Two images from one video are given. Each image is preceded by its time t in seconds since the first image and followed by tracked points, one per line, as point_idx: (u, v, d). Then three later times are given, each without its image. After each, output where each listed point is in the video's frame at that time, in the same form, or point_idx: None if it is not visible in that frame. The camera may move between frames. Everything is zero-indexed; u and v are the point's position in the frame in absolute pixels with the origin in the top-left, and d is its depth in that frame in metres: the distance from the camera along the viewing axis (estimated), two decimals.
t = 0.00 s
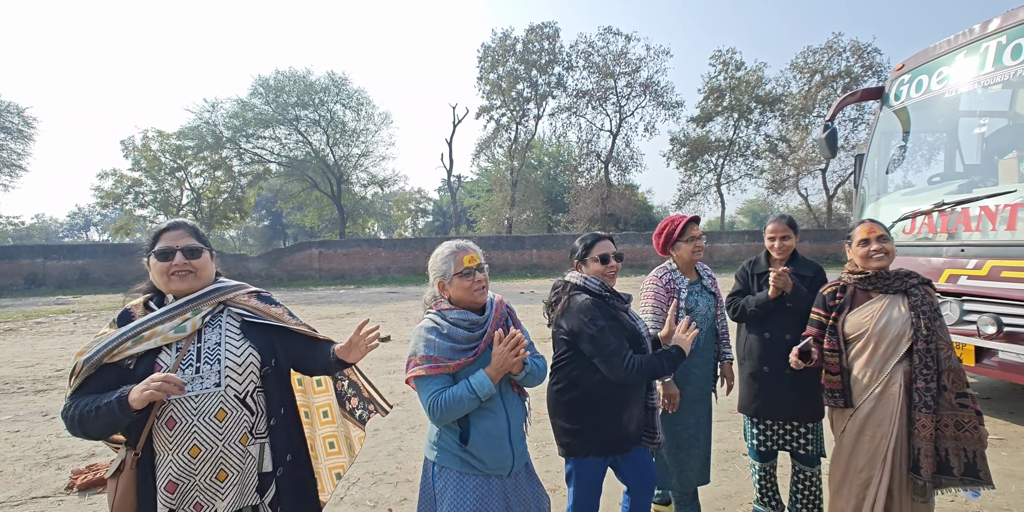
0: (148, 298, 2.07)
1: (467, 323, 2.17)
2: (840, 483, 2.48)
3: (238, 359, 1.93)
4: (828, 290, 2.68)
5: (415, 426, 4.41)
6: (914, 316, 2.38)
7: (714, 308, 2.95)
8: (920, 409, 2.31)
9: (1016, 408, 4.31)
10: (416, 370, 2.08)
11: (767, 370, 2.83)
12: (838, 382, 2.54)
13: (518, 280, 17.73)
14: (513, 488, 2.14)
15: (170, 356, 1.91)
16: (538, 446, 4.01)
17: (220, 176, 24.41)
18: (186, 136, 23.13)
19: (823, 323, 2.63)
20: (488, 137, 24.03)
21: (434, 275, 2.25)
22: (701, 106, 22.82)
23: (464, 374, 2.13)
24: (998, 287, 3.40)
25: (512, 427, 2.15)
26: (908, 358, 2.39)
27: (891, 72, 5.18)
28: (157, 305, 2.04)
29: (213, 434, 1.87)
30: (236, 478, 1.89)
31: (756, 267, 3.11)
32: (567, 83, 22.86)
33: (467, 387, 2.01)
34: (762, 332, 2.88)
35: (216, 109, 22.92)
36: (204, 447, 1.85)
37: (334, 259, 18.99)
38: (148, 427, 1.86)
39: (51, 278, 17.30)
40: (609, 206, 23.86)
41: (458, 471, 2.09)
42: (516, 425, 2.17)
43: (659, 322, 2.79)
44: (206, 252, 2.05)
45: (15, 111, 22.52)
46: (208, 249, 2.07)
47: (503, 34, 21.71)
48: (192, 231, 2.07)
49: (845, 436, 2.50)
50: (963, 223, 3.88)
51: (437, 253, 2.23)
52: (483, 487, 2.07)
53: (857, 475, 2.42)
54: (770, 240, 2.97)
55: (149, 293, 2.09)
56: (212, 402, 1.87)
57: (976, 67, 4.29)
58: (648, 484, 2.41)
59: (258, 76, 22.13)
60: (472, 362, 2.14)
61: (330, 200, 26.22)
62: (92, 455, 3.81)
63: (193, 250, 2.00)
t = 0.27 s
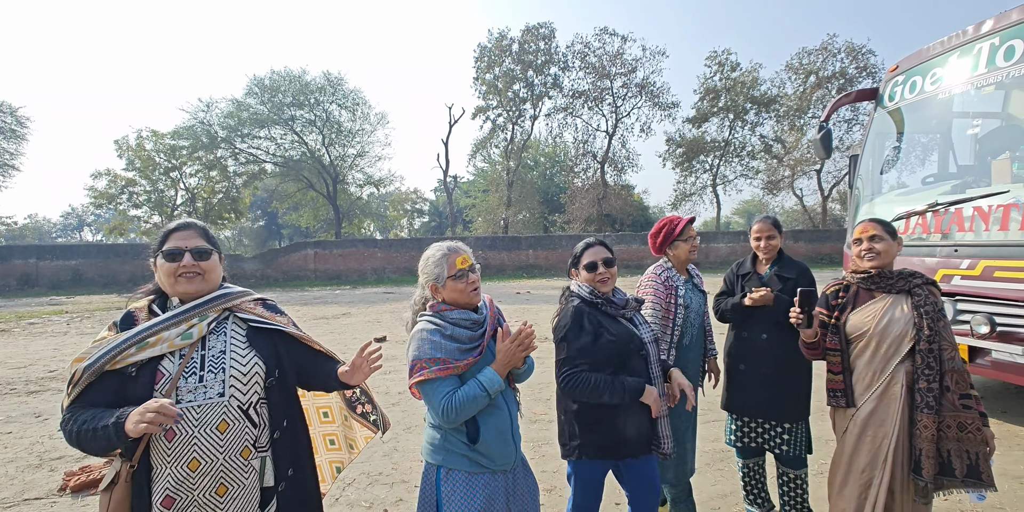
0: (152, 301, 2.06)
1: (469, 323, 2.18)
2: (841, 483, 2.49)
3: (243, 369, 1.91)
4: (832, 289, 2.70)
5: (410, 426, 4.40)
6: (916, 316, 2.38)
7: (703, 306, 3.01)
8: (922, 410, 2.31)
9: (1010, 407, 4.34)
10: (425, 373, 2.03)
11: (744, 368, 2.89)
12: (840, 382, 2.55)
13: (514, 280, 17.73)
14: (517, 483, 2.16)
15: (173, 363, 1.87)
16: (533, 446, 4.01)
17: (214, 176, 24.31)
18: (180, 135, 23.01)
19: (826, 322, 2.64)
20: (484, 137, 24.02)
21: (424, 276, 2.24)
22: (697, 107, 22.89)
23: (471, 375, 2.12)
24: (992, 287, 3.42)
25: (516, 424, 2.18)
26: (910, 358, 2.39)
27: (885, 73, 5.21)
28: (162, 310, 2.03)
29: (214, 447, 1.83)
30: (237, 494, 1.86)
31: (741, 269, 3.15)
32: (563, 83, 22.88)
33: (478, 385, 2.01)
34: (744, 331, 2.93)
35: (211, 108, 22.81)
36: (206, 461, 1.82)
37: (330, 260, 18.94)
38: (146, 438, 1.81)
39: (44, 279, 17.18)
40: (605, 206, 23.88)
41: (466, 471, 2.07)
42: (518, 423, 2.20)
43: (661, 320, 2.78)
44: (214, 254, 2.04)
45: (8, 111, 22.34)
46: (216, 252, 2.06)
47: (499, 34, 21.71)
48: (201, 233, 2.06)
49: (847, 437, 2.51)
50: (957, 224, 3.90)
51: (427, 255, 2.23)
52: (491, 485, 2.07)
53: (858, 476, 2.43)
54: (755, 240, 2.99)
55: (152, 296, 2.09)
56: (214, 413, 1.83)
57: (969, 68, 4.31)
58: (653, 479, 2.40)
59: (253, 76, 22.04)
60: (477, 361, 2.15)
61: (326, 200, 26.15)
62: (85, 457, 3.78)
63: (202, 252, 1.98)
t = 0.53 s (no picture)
0: (149, 307, 2.05)
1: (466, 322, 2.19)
2: (840, 484, 2.49)
3: (233, 386, 1.88)
4: (835, 288, 2.75)
5: (406, 426, 4.39)
6: (917, 317, 2.39)
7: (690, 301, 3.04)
8: (920, 411, 2.33)
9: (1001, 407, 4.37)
10: (427, 376, 1.98)
11: (729, 367, 2.91)
12: (839, 382, 2.57)
13: (510, 280, 17.73)
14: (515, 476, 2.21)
15: (162, 373, 1.85)
16: (527, 445, 4.01)
17: (209, 176, 24.20)
18: (174, 135, 22.88)
19: (827, 323, 2.67)
20: (480, 137, 24.01)
21: (414, 276, 2.22)
22: (692, 107, 22.95)
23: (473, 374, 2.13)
24: (983, 287, 3.44)
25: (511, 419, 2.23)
26: (910, 359, 2.40)
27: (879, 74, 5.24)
28: (162, 318, 2.00)
29: (197, 462, 1.79)
30: None
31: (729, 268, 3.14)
32: (559, 83, 22.89)
33: (480, 384, 2.02)
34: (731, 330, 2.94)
35: (205, 107, 22.69)
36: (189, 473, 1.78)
37: (326, 260, 18.89)
38: (125, 451, 1.77)
39: (36, 279, 17.05)
40: (600, 206, 23.90)
41: (472, 469, 2.07)
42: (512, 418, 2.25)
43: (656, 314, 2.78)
44: (217, 263, 2.04)
45: None
46: (219, 260, 2.05)
47: (495, 35, 21.70)
48: (203, 242, 2.07)
49: (845, 437, 2.51)
50: (949, 223, 3.92)
51: (420, 255, 2.22)
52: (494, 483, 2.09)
53: (856, 477, 2.44)
54: (742, 240, 2.99)
55: (153, 301, 2.08)
56: (198, 427, 1.80)
57: (961, 69, 4.34)
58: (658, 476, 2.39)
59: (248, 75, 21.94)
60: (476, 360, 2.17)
61: (321, 200, 26.08)
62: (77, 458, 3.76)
63: (206, 261, 1.98)
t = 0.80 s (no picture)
0: (128, 294, 1.99)
1: (461, 321, 2.18)
2: (844, 482, 2.49)
3: (199, 382, 1.80)
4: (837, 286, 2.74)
5: (402, 425, 4.38)
6: (921, 314, 2.39)
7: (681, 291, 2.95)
8: (926, 408, 2.34)
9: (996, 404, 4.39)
10: (421, 376, 1.98)
11: (721, 366, 2.92)
12: (844, 380, 2.58)
13: (507, 279, 17.75)
14: (512, 475, 2.20)
15: (129, 362, 1.80)
16: (523, 443, 4.01)
17: (205, 175, 24.11)
18: (170, 134, 22.79)
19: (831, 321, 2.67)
20: (477, 136, 23.98)
21: (406, 275, 2.22)
22: (689, 106, 22.96)
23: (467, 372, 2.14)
24: (977, 285, 3.45)
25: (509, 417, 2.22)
26: (914, 356, 2.41)
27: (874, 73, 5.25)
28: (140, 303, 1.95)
29: (163, 461, 1.74)
30: None
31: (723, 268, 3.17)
32: (556, 82, 22.87)
33: (474, 383, 2.01)
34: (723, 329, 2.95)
35: (201, 106, 22.62)
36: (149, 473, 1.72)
37: (323, 259, 18.85)
38: (88, 440, 1.75)
39: (31, 279, 16.98)
40: (598, 205, 23.91)
41: (469, 468, 2.06)
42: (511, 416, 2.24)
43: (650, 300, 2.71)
44: (202, 250, 1.96)
45: None
46: (204, 248, 1.97)
47: (492, 33, 21.67)
48: (188, 228, 1.99)
49: (849, 435, 2.51)
50: (943, 222, 3.93)
51: (411, 254, 2.22)
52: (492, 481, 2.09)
53: (861, 475, 2.43)
54: (734, 241, 3.00)
55: (137, 285, 2.03)
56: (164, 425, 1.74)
57: (955, 68, 4.35)
58: (657, 475, 2.38)
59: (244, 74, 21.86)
60: (470, 358, 2.16)
61: (318, 199, 26.03)
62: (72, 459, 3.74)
63: (189, 248, 1.91)
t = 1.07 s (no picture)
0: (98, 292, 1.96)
1: (456, 320, 2.17)
2: (853, 484, 2.47)
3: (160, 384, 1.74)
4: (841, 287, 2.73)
5: (401, 424, 4.39)
6: (926, 313, 2.41)
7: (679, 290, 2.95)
8: (936, 407, 2.34)
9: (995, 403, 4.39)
10: (412, 374, 2.00)
11: (720, 366, 2.90)
12: (850, 381, 2.57)
13: (507, 277, 17.76)
14: (510, 479, 2.18)
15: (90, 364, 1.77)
16: (522, 442, 4.02)
17: (205, 173, 24.09)
18: (169, 132, 22.78)
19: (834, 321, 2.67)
20: (477, 135, 23.97)
21: (408, 273, 2.23)
22: (689, 104, 22.95)
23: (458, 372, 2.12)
24: (975, 283, 3.45)
25: (507, 418, 2.19)
26: (920, 355, 2.42)
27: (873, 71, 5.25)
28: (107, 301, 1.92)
29: (127, 468, 1.70)
30: None
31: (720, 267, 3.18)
32: (555, 80, 22.84)
33: (464, 384, 2.00)
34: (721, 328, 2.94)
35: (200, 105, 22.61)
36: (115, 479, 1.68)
37: (323, 257, 18.85)
38: (50, 442, 1.73)
39: (32, 278, 16.98)
40: (597, 203, 23.92)
41: (462, 469, 2.07)
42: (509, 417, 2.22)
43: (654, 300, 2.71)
44: (175, 248, 1.92)
45: None
46: (177, 245, 1.93)
47: (491, 31, 21.64)
48: (162, 224, 1.95)
49: (857, 436, 2.49)
50: (942, 220, 3.94)
51: (414, 252, 2.21)
52: (486, 481, 2.08)
53: (872, 476, 2.42)
54: (733, 240, 3.01)
55: (107, 285, 2.00)
56: (127, 431, 1.70)
57: (955, 66, 4.35)
58: (659, 478, 2.38)
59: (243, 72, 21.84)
60: (463, 358, 2.15)
61: (318, 197, 26.03)
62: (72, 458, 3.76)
63: (161, 245, 1.87)
